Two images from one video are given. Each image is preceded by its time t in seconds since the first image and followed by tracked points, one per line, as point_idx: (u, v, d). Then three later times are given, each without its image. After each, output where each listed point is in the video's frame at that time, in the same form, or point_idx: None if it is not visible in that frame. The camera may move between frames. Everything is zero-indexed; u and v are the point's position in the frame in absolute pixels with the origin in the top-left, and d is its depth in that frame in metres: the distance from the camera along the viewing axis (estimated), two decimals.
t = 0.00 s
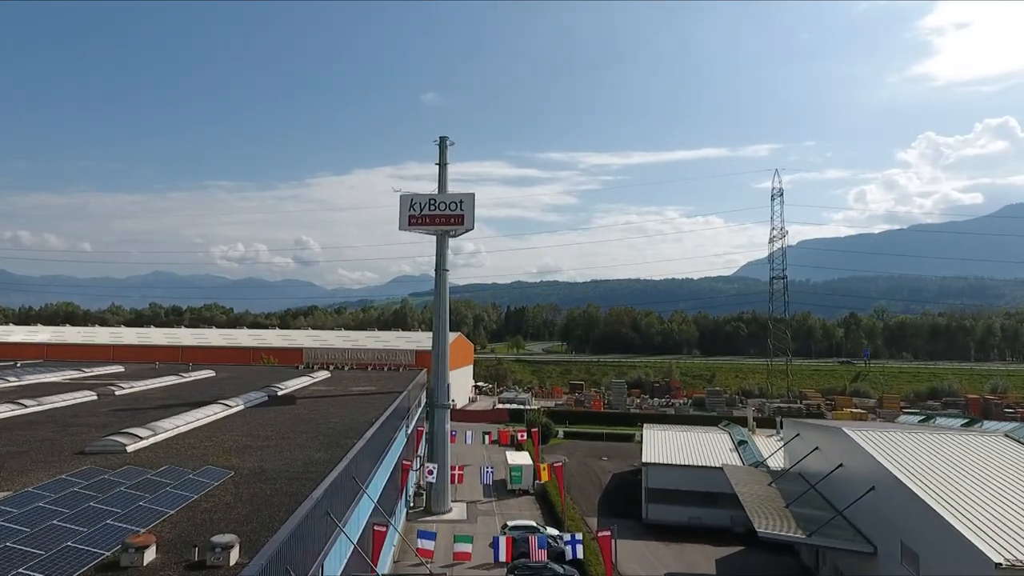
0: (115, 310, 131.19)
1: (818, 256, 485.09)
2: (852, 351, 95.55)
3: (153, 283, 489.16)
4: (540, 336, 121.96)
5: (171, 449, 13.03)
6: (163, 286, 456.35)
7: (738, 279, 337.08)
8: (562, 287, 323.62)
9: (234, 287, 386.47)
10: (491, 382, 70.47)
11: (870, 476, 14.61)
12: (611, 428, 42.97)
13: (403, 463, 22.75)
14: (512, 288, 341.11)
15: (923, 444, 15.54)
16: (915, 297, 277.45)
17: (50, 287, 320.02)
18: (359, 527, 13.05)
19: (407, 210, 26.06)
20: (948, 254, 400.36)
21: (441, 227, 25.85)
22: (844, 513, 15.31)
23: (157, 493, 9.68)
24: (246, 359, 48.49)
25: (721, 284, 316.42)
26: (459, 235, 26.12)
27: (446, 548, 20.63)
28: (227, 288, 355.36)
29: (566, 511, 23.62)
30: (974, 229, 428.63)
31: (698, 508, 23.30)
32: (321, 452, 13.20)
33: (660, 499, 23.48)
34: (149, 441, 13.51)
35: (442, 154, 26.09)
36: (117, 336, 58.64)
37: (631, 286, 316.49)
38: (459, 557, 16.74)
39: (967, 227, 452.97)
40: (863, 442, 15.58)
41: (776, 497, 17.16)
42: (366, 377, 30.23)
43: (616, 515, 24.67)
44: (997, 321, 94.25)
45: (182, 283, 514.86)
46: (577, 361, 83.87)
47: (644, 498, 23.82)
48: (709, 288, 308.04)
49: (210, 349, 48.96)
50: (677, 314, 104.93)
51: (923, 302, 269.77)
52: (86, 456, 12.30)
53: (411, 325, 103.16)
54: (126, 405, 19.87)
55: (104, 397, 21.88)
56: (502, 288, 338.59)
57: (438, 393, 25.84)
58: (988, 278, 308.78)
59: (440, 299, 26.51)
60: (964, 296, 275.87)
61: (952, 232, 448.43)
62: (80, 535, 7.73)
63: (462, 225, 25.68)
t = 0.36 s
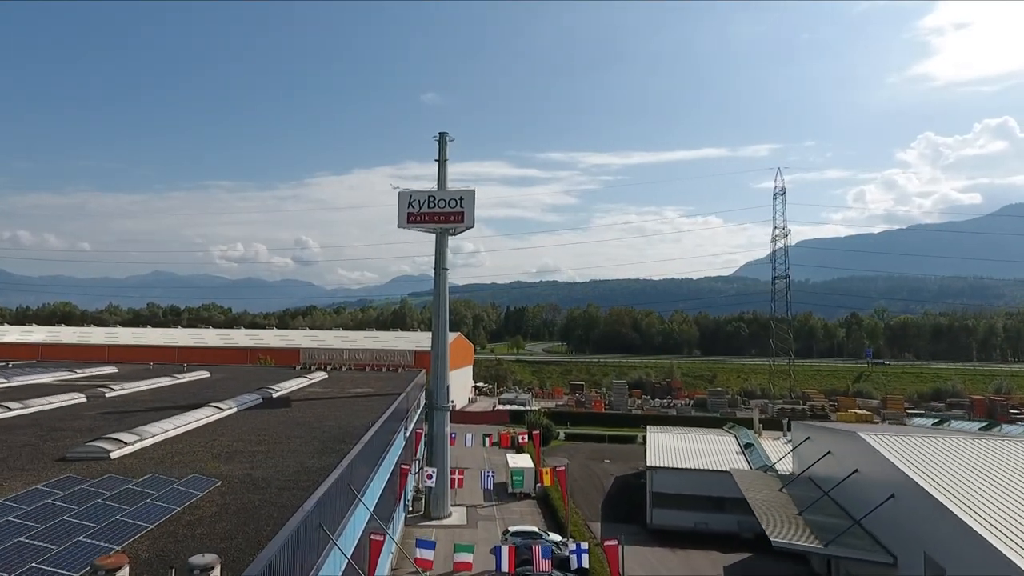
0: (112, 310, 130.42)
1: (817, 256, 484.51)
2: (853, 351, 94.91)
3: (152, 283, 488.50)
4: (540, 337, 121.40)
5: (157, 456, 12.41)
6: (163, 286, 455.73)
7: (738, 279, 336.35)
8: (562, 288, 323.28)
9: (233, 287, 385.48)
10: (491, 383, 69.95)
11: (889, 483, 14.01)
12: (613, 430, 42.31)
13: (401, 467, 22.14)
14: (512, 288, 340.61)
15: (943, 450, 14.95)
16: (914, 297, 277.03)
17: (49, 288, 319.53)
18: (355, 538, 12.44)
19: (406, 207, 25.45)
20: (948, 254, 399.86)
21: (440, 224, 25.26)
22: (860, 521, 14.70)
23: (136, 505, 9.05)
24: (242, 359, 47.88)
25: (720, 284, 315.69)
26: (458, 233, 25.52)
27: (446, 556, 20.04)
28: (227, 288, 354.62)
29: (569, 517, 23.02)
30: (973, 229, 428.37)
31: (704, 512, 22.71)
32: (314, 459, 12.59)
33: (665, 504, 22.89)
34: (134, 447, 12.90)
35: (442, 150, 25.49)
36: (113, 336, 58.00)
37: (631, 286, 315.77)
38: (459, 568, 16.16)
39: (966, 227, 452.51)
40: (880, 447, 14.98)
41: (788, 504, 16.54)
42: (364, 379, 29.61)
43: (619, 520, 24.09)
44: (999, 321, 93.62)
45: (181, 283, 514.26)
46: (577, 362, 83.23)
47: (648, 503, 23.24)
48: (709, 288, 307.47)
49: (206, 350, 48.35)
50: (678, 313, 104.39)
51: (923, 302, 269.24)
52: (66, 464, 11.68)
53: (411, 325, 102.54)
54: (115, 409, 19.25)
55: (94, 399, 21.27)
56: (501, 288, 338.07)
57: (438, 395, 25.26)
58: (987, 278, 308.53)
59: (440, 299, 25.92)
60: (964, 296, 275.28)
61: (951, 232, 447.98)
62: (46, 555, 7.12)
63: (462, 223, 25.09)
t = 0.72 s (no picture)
0: (110, 310, 129.83)
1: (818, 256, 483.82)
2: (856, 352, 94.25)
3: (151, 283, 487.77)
4: (540, 337, 120.79)
5: (142, 463, 11.75)
6: (163, 286, 454.43)
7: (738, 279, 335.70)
8: (562, 288, 322.78)
9: (232, 287, 384.69)
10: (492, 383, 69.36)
11: (910, 490, 13.38)
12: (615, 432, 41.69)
13: (400, 471, 21.51)
14: (512, 288, 340.25)
15: (965, 455, 14.31)
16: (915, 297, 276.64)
17: (50, 288, 318.75)
18: (352, 549, 11.81)
19: (405, 205, 24.83)
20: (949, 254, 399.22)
21: (440, 222, 24.63)
22: (880, 530, 14.07)
23: (113, 519, 8.39)
24: (240, 359, 47.28)
25: (720, 283, 315.00)
26: (459, 231, 24.89)
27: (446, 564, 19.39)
28: (227, 288, 353.92)
29: (572, 522, 22.37)
30: (974, 229, 427.81)
31: (711, 518, 22.09)
32: (307, 466, 11.93)
33: (671, 509, 22.26)
34: (119, 453, 12.27)
35: (441, 146, 24.85)
36: (110, 336, 57.38)
37: (630, 286, 315.13)
38: None
39: (967, 227, 452.02)
40: (899, 453, 14.35)
41: (803, 512, 15.90)
42: (363, 380, 28.98)
43: (623, 525, 23.47)
44: (1002, 320, 92.99)
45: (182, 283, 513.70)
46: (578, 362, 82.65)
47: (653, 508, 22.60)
48: (709, 288, 306.92)
49: (204, 350, 47.77)
50: (679, 313, 103.86)
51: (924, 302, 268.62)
52: (45, 472, 11.02)
53: (410, 325, 101.93)
54: (104, 412, 18.63)
55: (84, 401, 20.65)
56: (501, 288, 337.38)
57: (438, 397, 24.63)
58: (988, 278, 308.06)
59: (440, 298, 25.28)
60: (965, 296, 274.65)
61: (952, 232, 447.43)
62: None
63: (462, 221, 24.46)
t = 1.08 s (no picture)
0: (109, 310, 129.04)
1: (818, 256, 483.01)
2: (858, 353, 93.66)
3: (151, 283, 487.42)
4: (541, 337, 120.08)
5: (126, 470, 11.12)
6: (162, 286, 453.74)
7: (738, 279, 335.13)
8: (562, 288, 322.19)
9: (232, 287, 383.83)
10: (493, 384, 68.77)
11: (933, 497, 12.76)
12: (618, 434, 41.04)
13: (400, 476, 20.88)
14: (512, 288, 339.49)
15: (988, 460, 13.69)
16: (915, 296, 276.19)
17: (49, 288, 317.77)
18: (347, 561, 11.16)
19: (404, 201, 24.21)
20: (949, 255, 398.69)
21: (440, 219, 23.99)
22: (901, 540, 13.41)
23: (85, 535, 7.76)
24: (237, 360, 46.64)
25: (721, 284, 314.12)
26: (460, 228, 24.24)
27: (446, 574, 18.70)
28: (227, 288, 352.48)
29: (576, 528, 21.69)
30: (975, 229, 427.21)
31: (719, 523, 21.45)
32: (299, 474, 11.29)
33: (677, 514, 21.62)
34: (102, 460, 11.64)
35: (442, 140, 24.22)
36: (106, 337, 56.72)
37: (631, 285, 314.53)
38: None
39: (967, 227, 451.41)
40: (918, 457, 13.72)
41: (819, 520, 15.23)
42: (361, 381, 28.36)
43: (628, 531, 22.82)
44: (1006, 321, 92.31)
45: (181, 283, 512.99)
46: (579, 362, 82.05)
47: (659, 514, 21.94)
48: (709, 288, 306.32)
49: (201, 350, 47.12)
50: (680, 313, 103.28)
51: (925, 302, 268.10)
52: (20, 481, 10.38)
53: (411, 326, 101.28)
54: (93, 414, 17.98)
55: (73, 404, 20.00)
56: (500, 288, 336.65)
57: (438, 399, 24.00)
58: (989, 278, 307.46)
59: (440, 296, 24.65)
60: (966, 296, 274.10)
61: (952, 232, 446.77)
62: None
63: (463, 217, 23.83)
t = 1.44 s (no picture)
0: (106, 309, 128.09)
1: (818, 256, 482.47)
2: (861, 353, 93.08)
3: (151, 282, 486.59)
4: (541, 337, 119.46)
5: (106, 478, 10.46)
6: (161, 286, 452.89)
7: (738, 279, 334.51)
8: (562, 288, 321.56)
9: (231, 287, 383.13)
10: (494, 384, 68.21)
11: (959, 506, 12.10)
12: (620, 435, 40.43)
13: (399, 481, 20.21)
14: (512, 288, 338.75)
15: (1014, 466, 13.06)
16: (915, 296, 275.80)
17: (48, 288, 316.97)
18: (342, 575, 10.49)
19: (403, 197, 23.55)
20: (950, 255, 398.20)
21: (440, 216, 23.35)
22: (925, 552, 12.76)
23: (52, 554, 7.11)
24: (235, 360, 45.95)
25: (721, 283, 313.38)
26: (460, 225, 23.60)
27: None
28: (226, 288, 351.76)
29: (580, 534, 21.04)
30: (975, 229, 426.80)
31: (727, 529, 20.81)
32: (290, 483, 10.63)
33: (684, 520, 20.99)
34: (82, 467, 10.98)
35: (441, 135, 23.58)
36: (102, 336, 56.00)
37: (630, 285, 313.88)
38: None
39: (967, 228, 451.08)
40: (942, 463, 13.07)
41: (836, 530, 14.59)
42: (359, 382, 27.73)
43: (634, 536, 22.22)
44: (1009, 321, 91.73)
45: (181, 282, 512.05)
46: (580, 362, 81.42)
47: (665, 519, 21.32)
48: (709, 288, 305.78)
49: (198, 350, 46.42)
50: (681, 313, 102.69)
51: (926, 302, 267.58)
52: None
53: (410, 326, 100.66)
54: (79, 417, 17.32)
55: (61, 406, 19.34)
56: (500, 288, 335.78)
57: (438, 401, 23.36)
58: (989, 278, 307.12)
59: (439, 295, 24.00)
60: (966, 296, 273.60)
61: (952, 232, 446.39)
62: None
63: (463, 214, 23.19)
